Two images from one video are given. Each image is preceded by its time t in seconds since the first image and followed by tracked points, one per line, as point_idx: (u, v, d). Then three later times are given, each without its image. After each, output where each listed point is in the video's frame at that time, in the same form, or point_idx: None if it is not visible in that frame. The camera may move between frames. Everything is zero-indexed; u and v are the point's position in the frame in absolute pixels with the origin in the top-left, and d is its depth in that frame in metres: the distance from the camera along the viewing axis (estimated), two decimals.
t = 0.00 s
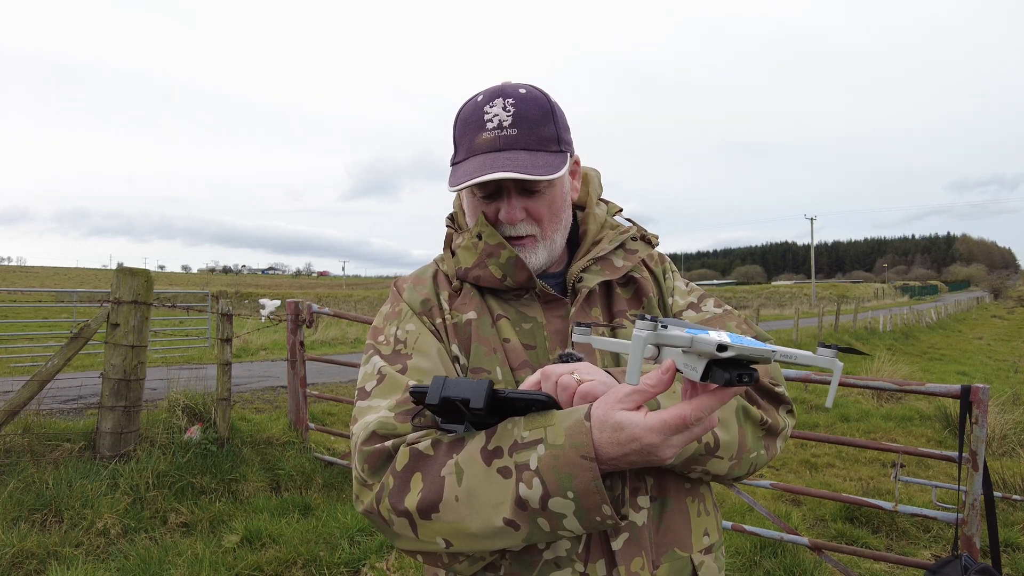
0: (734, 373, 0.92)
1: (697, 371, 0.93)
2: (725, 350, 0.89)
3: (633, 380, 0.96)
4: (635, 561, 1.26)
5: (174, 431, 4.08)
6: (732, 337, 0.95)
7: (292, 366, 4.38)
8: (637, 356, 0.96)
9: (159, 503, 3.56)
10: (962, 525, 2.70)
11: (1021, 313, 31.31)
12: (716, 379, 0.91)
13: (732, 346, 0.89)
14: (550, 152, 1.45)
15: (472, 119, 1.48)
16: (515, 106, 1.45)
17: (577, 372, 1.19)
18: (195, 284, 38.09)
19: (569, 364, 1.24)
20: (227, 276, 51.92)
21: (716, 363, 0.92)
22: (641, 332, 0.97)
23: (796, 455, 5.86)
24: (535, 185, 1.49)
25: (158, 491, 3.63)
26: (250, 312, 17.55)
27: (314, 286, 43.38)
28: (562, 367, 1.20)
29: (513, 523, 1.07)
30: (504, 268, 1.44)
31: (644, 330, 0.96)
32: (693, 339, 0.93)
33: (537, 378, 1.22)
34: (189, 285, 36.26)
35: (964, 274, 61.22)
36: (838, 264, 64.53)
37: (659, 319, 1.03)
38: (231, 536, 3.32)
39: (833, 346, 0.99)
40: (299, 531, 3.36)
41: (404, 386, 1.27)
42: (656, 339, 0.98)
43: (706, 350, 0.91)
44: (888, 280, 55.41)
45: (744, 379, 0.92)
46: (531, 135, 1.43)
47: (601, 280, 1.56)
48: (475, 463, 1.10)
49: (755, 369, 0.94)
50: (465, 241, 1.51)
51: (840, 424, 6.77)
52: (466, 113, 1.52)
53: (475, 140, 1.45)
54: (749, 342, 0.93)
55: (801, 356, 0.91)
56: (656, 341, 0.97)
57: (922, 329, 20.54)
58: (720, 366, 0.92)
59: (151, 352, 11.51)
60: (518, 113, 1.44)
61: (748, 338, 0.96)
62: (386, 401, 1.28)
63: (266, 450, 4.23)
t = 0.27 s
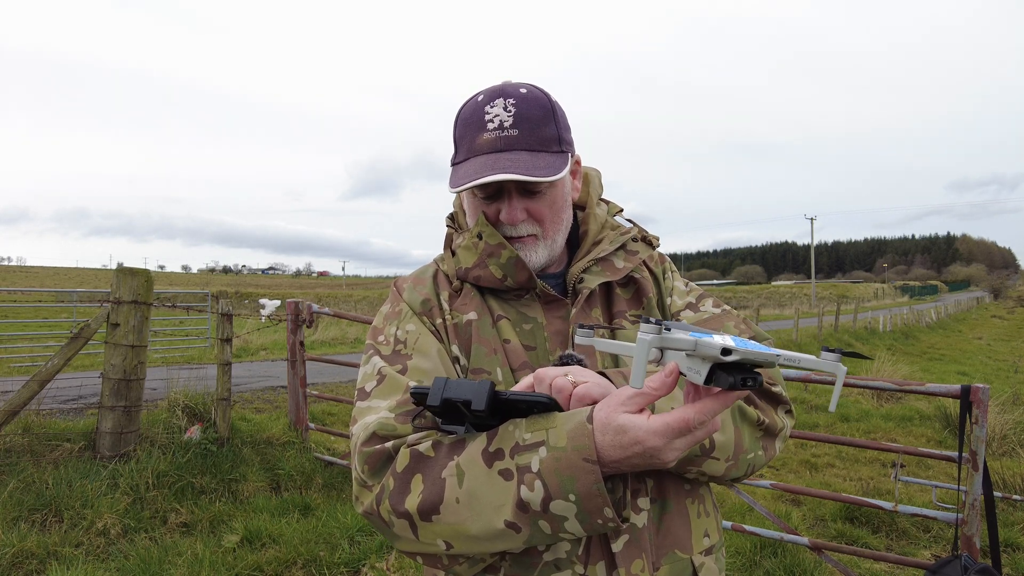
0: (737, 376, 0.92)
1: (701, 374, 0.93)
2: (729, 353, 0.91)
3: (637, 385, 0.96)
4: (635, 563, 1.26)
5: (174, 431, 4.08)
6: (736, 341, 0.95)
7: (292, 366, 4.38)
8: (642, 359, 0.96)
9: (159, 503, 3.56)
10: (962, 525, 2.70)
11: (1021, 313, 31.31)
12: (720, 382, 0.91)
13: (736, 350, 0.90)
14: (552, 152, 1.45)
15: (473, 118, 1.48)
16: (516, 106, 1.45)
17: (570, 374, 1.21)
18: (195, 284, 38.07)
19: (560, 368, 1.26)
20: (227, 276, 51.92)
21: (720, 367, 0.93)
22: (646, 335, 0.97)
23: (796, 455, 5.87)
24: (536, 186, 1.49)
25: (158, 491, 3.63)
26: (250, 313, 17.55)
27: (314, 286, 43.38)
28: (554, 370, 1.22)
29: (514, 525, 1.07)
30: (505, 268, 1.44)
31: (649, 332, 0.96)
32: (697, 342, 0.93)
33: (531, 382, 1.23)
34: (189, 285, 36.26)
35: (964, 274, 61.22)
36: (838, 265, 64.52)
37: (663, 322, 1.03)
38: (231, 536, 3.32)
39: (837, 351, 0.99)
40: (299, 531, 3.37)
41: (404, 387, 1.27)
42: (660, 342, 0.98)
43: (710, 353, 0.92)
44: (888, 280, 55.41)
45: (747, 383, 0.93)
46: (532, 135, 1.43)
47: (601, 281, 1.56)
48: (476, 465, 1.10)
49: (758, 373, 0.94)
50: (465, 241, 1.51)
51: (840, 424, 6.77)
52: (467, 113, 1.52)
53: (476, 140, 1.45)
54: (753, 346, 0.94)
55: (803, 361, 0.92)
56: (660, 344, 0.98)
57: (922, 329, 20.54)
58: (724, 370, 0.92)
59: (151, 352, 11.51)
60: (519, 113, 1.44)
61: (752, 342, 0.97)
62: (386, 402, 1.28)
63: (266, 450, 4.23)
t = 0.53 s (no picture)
0: (739, 384, 0.90)
1: (702, 380, 0.92)
2: (730, 360, 0.89)
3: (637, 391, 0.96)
4: (636, 564, 1.26)
5: (174, 431, 4.08)
6: (738, 348, 0.94)
7: (292, 366, 4.38)
8: (642, 365, 0.96)
9: (159, 503, 3.56)
10: (961, 525, 2.70)
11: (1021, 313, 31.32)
12: (721, 390, 0.90)
13: (737, 357, 0.88)
14: (552, 153, 1.45)
15: (473, 118, 1.47)
16: (516, 106, 1.45)
17: (572, 369, 1.20)
18: (195, 284, 38.06)
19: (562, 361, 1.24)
20: (227, 276, 51.92)
21: (721, 374, 0.91)
22: (646, 341, 0.97)
23: (796, 455, 5.87)
24: (536, 186, 1.49)
25: (158, 491, 3.63)
26: (250, 313, 17.56)
27: (314, 286, 43.37)
28: (557, 364, 1.20)
29: (514, 530, 1.07)
30: (505, 269, 1.44)
31: (649, 340, 0.96)
32: (698, 348, 0.93)
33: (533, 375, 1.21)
34: (189, 285, 36.27)
35: (964, 274, 61.23)
36: (838, 265, 64.53)
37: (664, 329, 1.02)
38: (231, 536, 3.32)
39: (839, 357, 0.98)
40: (299, 531, 3.37)
41: (404, 389, 1.27)
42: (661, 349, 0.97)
43: (711, 360, 0.90)
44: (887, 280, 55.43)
45: (749, 390, 0.91)
46: (533, 135, 1.43)
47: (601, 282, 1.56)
48: (476, 468, 1.10)
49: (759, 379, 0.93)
50: (465, 241, 1.51)
51: (840, 424, 6.78)
52: (467, 113, 1.52)
53: (476, 140, 1.45)
54: (755, 352, 0.92)
55: (806, 367, 0.90)
56: (661, 351, 0.97)
57: (922, 329, 20.55)
58: (724, 377, 0.91)
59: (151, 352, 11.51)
60: (519, 114, 1.44)
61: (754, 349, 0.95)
62: (386, 404, 1.28)
63: (266, 449, 4.23)
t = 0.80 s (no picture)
0: (741, 386, 0.91)
1: (704, 383, 0.91)
2: (732, 362, 0.88)
3: (638, 396, 0.96)
4: (638, 564, 1.26)
5: (174, 431, 4.08)
6: (739, 349, 0.93)
7: (292, 366, 4.38)
8: (643, 369, 0.95)
9: (159, 503, 3.56)
10: (961, 525, 2.70)
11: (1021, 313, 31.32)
12: (723, 392, 0.90)
13: (738, 359, 0.87)
14: (552, 151, 1.45)
15: (473, 117, 1.47)
16: (516, 105, 1.45)
17: (593, 372, 1.18)
18: (195, 284, 38.06)
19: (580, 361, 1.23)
20: (227, 276, 51.93)
21: (722, 376, 0.91)
22: (646, 345, 0.95)
23: (796, 455, 5.87)
24: (537, 185, 1.49)
25: (158, 491, 3.63)
26: (250, 312, 17.56)
27: (314, 286, 43.38)
28: (576, 367, 1.19)
29: (515, 532, 1.07)
30: (505, 269, 1.44)
31: (649, 344, 0.95)
32: (699, 351, 0.92)
33: (553, 378, 1.20)
34: (189, 285, 36.27)
35: (964, 274, 61.23)
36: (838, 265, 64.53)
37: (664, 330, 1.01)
38: (231, 536, 3.32)
39: (840, 357, 0.98)
40: (299, 531, 3.37)
41: (404, 391, 1.27)
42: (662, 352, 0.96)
43: (712, 363, 0.90)
44: (887, 280, 55.44)
45: (750, 392, 0.91)
46: (533, 134, 1.43)
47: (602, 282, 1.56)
48: (477, 471, 1.10)
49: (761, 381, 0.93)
50: (465, 241, 1.51)
51: (840, 424, 6.78)
52: (466, 111, 1.52)
53: (476, 139, 1.45)
54: (756, 354, 0.92)
55: (808, 367, 0.90)
56: (661, 354, 0.96)
57: (922, 329, 20.55)
58: (726, 379, 0.90)
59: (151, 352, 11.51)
60: (519, 112, 1.44)
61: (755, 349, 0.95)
62: (386, 406, 1.28)
63: (266, 449, 4.23)
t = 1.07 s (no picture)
0: (747, 385, 0.90)
1: (710, 382, 0.91)
2: (739, 361, 0.89)
3: (645, 395, 0.95)
4: (641, 563, 1.26)
5: (174, 431, 4.08)
6: (746, 349, 0.94)
7: (292, 366, 4.38)
8: (650, 366, 0.95)
9: (159, 503, 3.56)
10: (962, 525, 2.70)
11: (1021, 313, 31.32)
12: (729, 391, 0.89)
13: (745, 358, 0.88)
14: (556, 149, 1.46)
15: (477, 115, 1.47)
16: (520, 103, 1.45)
17: (593, 378, 1.18)
18: (195, 284, 38.06)
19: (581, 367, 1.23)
20: (227, 276, 51.93)
21: (729, 375, 0.91)
22: (654, 344, 0.96)
23: (796, 455, 5.87)
24: (540, 183, 1.49)
25: (158, 491, 3.63)
26: (250, 312, 17.57)
27: (314, 286, 43.39)
28: (576, 373, 1.19)
29: (519, 531, 1.07)
30: (508, 268, 1.44)
31: (657, 341, 0.95)
32: (705, 351, 0.93)
33: (553, 386, 1.21)
34: (189, 285, 36.28)
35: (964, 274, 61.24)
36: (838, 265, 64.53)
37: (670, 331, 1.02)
38: (231, 536, 3.32)
39: (846, 359, 0.98)
40: (299, 531, 3.37)
41: (406, 390, 1.27)
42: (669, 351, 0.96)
43: (719, 361, 0.90)
44: (887, 280, 55.45)
45: (758, 392, 0.90)
46: (537, 132, 1.43)
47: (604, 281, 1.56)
48: (481, 470, 1.10)
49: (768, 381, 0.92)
50: (467, 240, 1.51)
51: (840, 424, 6.78)
52: (470, 110, 1.51)
53: (480, 137, 1.45)
54: (762, 354, 0.93)
55: (814, 368, 0.90)
56: (668, 353, 0.97)
57: (922, 329, 20.55)
58: (733, 378, 0.90)
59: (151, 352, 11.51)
60: (524, 110, 1.44)
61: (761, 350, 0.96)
62: (388, 405, 1.28)
63: (266, 450, 4.23)
